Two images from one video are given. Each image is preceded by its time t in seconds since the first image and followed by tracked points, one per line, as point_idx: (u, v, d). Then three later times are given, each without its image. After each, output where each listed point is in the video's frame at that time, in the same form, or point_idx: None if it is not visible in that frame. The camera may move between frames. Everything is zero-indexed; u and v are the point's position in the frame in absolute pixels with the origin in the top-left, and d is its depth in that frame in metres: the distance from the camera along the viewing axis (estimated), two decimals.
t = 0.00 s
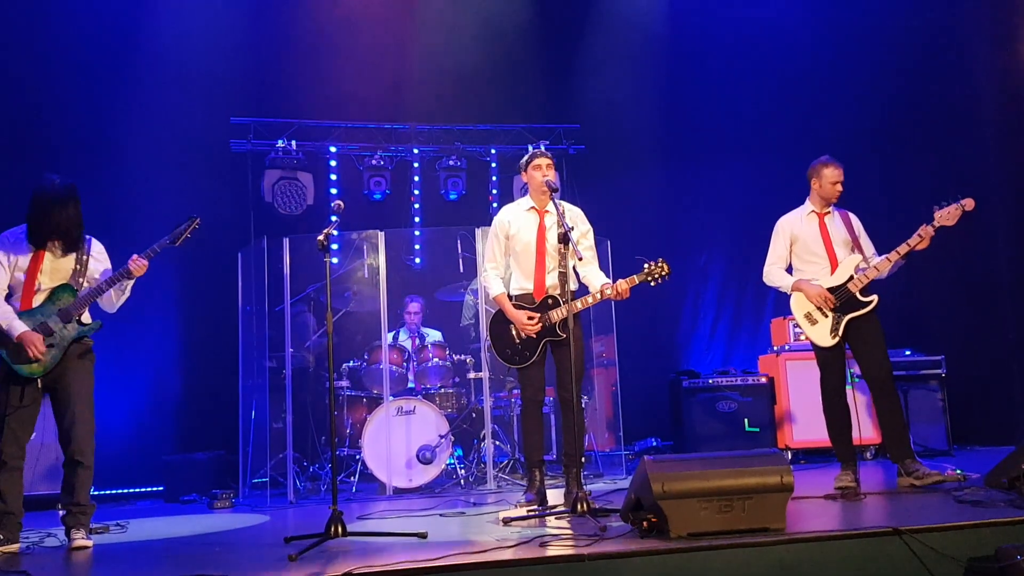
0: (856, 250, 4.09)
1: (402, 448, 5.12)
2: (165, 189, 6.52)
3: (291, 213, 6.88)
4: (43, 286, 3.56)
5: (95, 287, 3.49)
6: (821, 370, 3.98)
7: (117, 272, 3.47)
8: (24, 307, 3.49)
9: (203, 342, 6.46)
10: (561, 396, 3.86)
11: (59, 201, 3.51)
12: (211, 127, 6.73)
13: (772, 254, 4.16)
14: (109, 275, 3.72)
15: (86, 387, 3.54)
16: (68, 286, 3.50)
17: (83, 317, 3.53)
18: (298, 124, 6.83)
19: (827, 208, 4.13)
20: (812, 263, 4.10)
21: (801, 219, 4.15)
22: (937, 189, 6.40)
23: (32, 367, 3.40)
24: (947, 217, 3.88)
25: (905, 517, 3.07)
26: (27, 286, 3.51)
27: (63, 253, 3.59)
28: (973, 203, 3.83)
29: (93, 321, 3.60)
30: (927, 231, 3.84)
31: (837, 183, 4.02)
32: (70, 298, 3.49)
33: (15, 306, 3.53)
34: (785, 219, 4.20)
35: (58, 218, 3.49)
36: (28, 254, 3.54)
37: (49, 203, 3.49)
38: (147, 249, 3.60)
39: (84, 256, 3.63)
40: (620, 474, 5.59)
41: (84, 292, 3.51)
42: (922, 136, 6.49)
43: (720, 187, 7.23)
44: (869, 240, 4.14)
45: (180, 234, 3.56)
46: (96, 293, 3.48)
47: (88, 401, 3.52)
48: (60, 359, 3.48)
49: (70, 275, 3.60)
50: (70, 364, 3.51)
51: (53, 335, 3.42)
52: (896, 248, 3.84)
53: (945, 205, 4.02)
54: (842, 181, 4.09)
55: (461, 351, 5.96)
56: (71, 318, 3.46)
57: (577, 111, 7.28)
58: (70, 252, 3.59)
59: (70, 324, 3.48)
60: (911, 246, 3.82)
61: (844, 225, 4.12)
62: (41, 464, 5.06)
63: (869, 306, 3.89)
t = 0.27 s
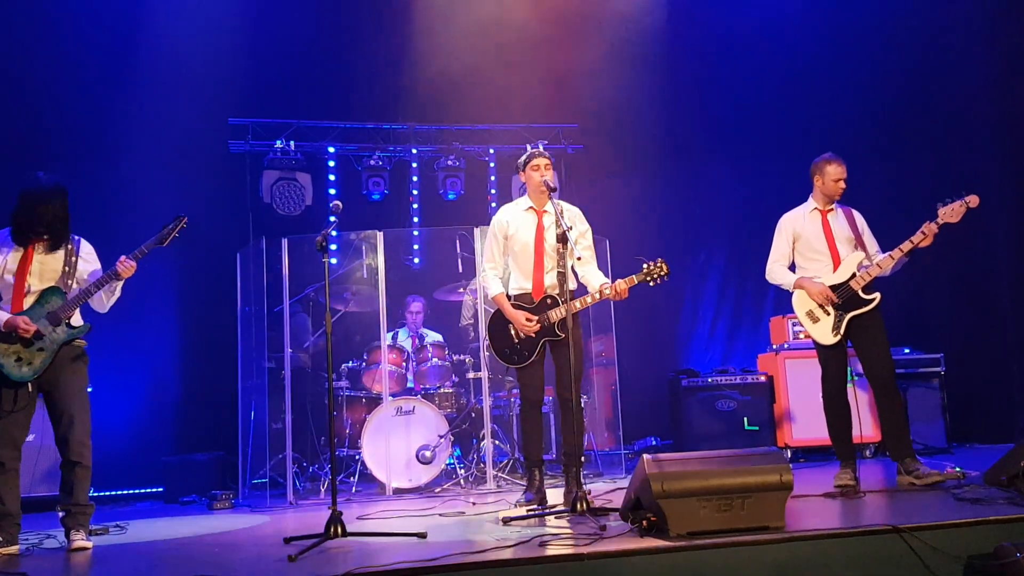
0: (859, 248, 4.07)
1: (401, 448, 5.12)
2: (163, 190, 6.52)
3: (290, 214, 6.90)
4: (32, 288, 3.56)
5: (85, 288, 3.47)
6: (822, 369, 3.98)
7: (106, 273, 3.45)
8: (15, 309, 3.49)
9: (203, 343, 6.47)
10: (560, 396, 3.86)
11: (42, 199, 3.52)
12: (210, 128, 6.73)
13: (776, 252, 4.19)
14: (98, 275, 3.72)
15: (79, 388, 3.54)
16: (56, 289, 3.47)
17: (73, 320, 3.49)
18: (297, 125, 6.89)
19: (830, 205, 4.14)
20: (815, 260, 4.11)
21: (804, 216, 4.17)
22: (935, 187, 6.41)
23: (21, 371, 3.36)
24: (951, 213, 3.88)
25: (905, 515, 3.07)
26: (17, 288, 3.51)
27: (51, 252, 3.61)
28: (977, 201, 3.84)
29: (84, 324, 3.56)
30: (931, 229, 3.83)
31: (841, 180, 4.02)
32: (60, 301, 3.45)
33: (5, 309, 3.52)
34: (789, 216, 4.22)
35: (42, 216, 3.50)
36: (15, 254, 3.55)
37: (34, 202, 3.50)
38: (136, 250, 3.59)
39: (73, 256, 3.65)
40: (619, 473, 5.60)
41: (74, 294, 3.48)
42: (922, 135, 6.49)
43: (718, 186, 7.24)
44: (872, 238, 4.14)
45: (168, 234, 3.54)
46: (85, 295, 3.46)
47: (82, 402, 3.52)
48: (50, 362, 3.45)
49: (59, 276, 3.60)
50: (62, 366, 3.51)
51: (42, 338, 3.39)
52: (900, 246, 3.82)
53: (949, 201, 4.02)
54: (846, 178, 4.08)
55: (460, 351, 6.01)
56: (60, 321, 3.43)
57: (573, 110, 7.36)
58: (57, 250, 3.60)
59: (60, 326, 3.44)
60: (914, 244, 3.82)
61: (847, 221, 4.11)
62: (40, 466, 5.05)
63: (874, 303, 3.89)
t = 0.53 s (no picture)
0: (865, 246, 4.07)
1: (401, 448, 5.12)
2: (163, 190, 6.52)
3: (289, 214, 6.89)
4: (29, 289, 3.58)
5: (80, 289, 3.46)
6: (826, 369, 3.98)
7: (102, 274, 3.45)
8: (12, 311, 3.49)
9: (202, 343, 6.47)
10: (560, 396, 3.86)
11: (36, 203, 3.49)
12: (209, 128, 6.74)
13: (782, 250, 4.20)
14: (94, 276, 3.72)
15: (76, 388, 3.54)
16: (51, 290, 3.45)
17: (68, 320, 3.49)
18: (297, 125, 6.87)
19: (836, 202, 4.15)
20: (821, 259, 4.12)
21: (810, 212, 4.19)
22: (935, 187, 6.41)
23: (18, 371, 3.36)
24: (958, 210, 3.88)
25: (905, 514, 3.07)
26: (12, 290, 3.51)
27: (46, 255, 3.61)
28: (984, 196, 3.83)
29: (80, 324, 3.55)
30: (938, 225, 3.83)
31: (846, 177, 4.00)
32: (56, 302, 3.44)
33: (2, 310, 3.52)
34: (796, 213, 4.24)
35: (33, 222, 3.47)
36: (10, 258, 3.54)
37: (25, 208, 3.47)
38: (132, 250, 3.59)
39: (67, 258, 3.65)
40: (619, 473, 5.59)
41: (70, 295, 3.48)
42: (922, 135, 6.48)
43: (717, 186, 7.24)
44: (880, 235, 4.12)
45: (164, 235, 3.54)
46: (81, 295, 3.46)
47: (79, 402, 3.52)
48: (46, 362, 3.45)
49: (55, 277, 3.61)
50: (58, 366, 3.50)
51: (39, 339, 3.39)
52: (906, 243, 3.82)
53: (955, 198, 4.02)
54: (851, 175, 4.07)
55: (460, 351, 6.01)
56: (54, 322, 3.42)
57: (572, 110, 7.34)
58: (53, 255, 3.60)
59: (56, 327, 3.44)
60: (921, 241, 3.81)
61: (853, 218, 4.12)
62: (39, 466, 5.05)
63: (878, 302, 3.89)
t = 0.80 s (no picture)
0: (872, 244, 4.06)
1: (401, 448, 5.12)
2: (162, 190, 6.51)
3: (289, 215, 6.88)
4: (30, 290, 3.57)
5: (81, 290, 3.46)
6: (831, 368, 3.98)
7: (102, 275, 3.45)
8: (13, 312, 3.50)
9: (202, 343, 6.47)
10: (559, 395, 3.86)
11: (36, 203, 3.48)
12: (209, 129, 6.74)
13: (788, 249, 4.18)
14: (93, 277, 3.72)
15: (77, 389, 3.53)
16: (52, 290, 3.45)
17: (70, 321, 3.49)
18: (296, 125, 6.88)
19: (843, 199, 4.11)
20: (828, 258, 4.10)
21: (817, 210, 4.16)
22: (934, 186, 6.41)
23: (21, 372, 3.37)
24: (967, 206, 3.87)
25: (905, 514, 3.07)
26: (12, 291, 3.51)
27: (46, 254, 3.60)
28: (995, 193, 3.82)
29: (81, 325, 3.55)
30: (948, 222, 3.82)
31: (854, 174, 3.99)
32: (56, 303, 3.43)
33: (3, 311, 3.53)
34: (802, 211, 4.20)
35: (34, 222, 3.48)
36: (10, 260, 3.53)
37: (26, 208, 3.47)
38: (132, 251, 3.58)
39: (67, 258, 3.64)
40: (619, 473, 5.56)
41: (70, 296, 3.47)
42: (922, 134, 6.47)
43: (717, 185, 7.24)
44: (888, 232, 4.12)
45: (164, 235, 3.54)
46: (82, 296, 3.45)
47: (80, 403, 3.51)
48: (48, 363, 3.45)
49: (54, 278, 3.60)
50: (60, 367, 3.50)
51: (41, 340, 3.39)
52: (914, 240, 3.81)
53: (964, 195, 4.01)
54: (859, 172, 4.05)
55: (460, 351, 6.01)
56: (55, 323, 3.42)
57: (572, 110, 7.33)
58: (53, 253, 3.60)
59: (57, 328, 3.44)
60: (929, 239, 3.80)
61: (861, 215, 4.09)
62: (39, 467, 5.05)
63: (885, 301, 3.88)
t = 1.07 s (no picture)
0: (882, 243, 4.05)
1: (401, 449, 5.12)
2: (163, 191, 6.52)
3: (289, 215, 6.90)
4: (32, 293, 3.56)
5: (85, 293, 3.48)
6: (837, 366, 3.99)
7: (105, 278, 3.45)
8: (16, 314, 3.50)
9: (202, 344, 6.48)
10: (560, 396, 3.86)
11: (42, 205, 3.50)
12: (210, 129, 6.75)
13: (797, 247, 4.18)
14: (97, 279, 3.72)
15: (80, 391, 3.53)
16: (56, 294, 3.48)
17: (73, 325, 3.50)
18: (296, 126, 6.87)
19: (853, 197, 4.10)
20: (836, 256, 4.10)
21: (826, 208, 4.15)
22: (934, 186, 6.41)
23: (25, 375, 3.38)
24: (979, 204, 3.87)
25: (905, 514, 3.07)
26: (16, 293, 3.51)
27: (50, 255, 3.61)
28: (1007, 190, 3.81)
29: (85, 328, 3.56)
30: (959, 220, 3.81)
31: (863, 172, 3.98)
32: (60, 305, 3.46)
33: (6, 313, 3.53)
34: (810, 209, 4.20)
35: (37, 224, 3.49)
36: (13, 261, 3.55)
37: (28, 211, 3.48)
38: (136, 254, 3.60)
39: (71, 258, 3.64)
40: (619, 473, 5.55)
41: (74, 299, 3.49)
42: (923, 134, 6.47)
43: (718, 185, 7.23)
44: (899, 229, 4.08)
45: (168, 238, 3.56)
46: (85, 300, 3.46)
47: (82, 404, 3.51)
48: (52, 366, 3.45)
49: (58, 280, 3.60)
50: (63, 370, 3.50)
51: (45, 343, 3.41)
52: (924, 240, 3.81)
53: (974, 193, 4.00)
54: (868, 169, 4.04)
55: (460, 351, 6.00)
56: (60, 326, 3.43)
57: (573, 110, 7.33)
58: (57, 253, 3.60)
59: (61, 331, 3.45)
60: (939, 237, 3.79)
61: (871, 213, 4.07)
62: (40, 467, 5.06)
63: (894, 300, 3.88)
